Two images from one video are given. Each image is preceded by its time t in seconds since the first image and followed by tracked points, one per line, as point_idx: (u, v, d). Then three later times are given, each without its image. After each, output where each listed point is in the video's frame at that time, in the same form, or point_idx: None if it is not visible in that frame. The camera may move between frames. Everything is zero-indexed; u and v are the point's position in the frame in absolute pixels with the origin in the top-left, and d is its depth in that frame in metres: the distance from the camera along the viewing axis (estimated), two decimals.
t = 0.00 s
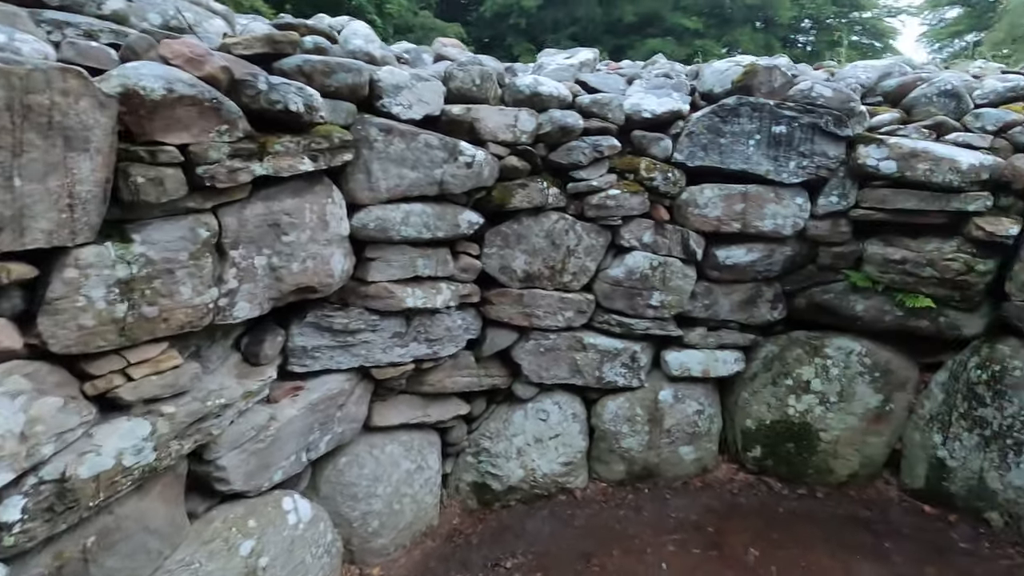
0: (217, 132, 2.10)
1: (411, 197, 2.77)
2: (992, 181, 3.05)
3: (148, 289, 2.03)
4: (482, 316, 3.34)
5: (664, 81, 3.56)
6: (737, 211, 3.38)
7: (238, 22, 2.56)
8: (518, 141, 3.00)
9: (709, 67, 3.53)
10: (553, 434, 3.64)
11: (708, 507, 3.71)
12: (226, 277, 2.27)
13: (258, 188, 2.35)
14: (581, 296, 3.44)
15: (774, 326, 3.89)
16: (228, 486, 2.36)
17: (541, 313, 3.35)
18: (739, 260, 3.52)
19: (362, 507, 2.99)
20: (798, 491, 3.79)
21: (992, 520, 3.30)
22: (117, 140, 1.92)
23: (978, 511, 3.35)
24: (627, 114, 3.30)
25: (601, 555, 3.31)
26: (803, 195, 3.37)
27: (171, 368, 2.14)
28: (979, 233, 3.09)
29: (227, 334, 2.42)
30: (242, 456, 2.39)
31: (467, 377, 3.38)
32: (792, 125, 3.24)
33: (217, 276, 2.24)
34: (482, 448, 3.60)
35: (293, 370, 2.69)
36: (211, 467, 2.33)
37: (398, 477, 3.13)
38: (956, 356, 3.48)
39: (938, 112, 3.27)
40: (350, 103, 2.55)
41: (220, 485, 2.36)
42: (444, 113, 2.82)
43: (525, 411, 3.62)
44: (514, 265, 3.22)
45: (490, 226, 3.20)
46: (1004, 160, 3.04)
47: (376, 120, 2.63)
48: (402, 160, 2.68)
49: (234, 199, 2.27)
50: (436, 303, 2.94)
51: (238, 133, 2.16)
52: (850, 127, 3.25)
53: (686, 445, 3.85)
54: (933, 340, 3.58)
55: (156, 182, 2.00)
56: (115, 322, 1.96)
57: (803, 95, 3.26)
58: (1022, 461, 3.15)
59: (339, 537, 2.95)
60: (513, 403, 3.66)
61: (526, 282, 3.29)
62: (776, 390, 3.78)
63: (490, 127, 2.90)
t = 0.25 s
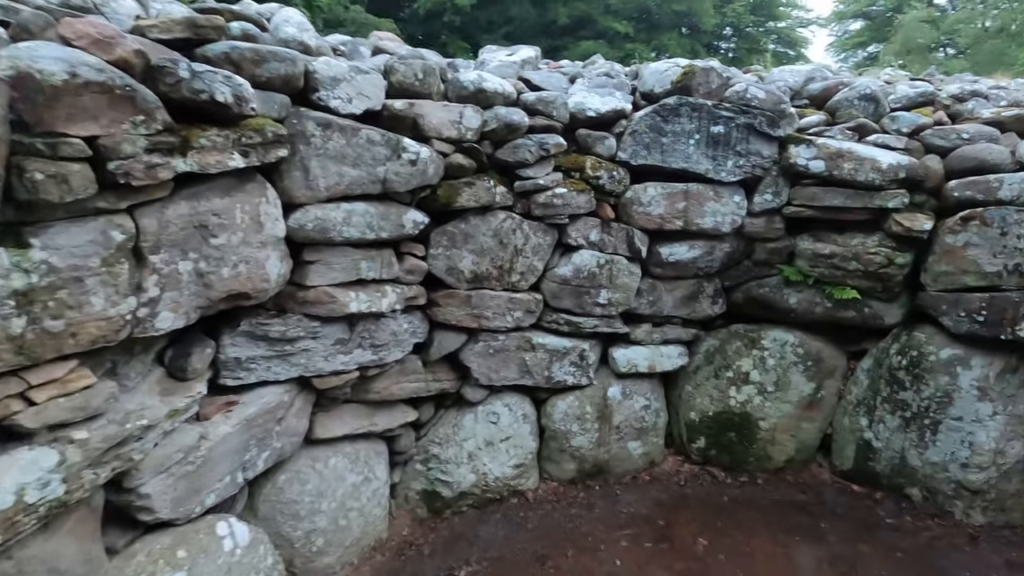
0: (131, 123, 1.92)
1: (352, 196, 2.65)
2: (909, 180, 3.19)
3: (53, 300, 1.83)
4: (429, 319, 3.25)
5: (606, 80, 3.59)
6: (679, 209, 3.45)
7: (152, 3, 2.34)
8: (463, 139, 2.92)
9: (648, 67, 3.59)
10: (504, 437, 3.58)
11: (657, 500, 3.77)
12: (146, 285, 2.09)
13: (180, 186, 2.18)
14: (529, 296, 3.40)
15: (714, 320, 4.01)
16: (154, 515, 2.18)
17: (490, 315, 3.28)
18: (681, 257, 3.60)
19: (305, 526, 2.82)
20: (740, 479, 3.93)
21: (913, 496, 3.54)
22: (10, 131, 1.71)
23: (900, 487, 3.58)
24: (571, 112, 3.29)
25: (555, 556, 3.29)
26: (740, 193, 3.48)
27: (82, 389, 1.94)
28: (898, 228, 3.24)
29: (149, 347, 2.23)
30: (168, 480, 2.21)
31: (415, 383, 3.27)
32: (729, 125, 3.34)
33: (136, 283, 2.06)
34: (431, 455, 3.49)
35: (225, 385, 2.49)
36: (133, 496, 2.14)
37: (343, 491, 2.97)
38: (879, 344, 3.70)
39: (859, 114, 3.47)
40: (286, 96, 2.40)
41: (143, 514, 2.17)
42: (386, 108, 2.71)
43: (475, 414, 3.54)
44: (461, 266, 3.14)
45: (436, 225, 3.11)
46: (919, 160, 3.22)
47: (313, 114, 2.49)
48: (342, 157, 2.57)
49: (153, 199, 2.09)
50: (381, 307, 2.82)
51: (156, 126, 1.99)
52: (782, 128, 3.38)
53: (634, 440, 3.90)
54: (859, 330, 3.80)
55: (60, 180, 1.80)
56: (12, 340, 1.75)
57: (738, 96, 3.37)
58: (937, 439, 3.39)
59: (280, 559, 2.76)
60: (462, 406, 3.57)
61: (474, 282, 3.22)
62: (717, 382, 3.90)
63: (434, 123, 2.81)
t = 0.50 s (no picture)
0: (49, 111, 1.74)
1: (305, 194, 2.52)
2: (858, 179, 3.29)
3: None
4: (389, 324, 3.11)
5: (567, 78, 3.54)
6: (641, 208, 3.44)
7: None
8: (423, 136, 2.82)
9: (607, 66, 3.57)
10: (469, 444, 3.47)
11: (624, 500, 3.74)
12: (72, 296, 1.88)
13: (108, 184, 1.99)
14: (493, 298, 3.31)
15: (675, 318, 4.04)
16: (86, 551, 1.97)
17: (453, 318, 3.16)
18: (644, 256, 3.59)
19: (258, 549, 2.63)
20: (703, 475, 3.96)
21: (866, 484, 3.66)
22: None
23: (855, 477, 3.70)
24: (533, 110, 3.23)
25: (525, 564, 3.19)
26: (700, 193, 3.51)
27: None
28: (849, 226, 3.34)
29: (77, 362, 2.03)
30: (102, 511, 2.00)
31: (375, 392, 3.12)
32: (688, 125, 3.36)
33: (60, 292, 1.85)
34: (393, 466, 3.34)
35: (166, 403, 2.32)
36: (60, 531, 1.91)
37: (300, 510, 2.78)
38: (832, 338, 3.81)
39: (811, 115, 3.56)
40: (231, 86, 2.26)
41: (72, 551, 1.95)
42: (340, 102, 2.59)
43: (438, 422, 3.41)
44: (422, 268, 3.03)
45: (395, 226, 2.99)
46: (867, 159, 3.32)
47: (261, 107, 2.35)
48: (294, 153, 2.44)
49: (77, 198, 1.89)
50: (339, 313, 2.68)
51: (80, 115, 1.80)
52: (739, 127, 3.42)
53: (599, 441, 3.87)
54: (813, 325, 3.90)
55: None
56: None
57: (697, 96, 3.39)
58: (888, 428, 3.51)
59: None
60: (425, 414, 3.44)
61: (436, 285, 3.10)
62: (680, 379, 3.93)
63: (392, 119, 2.70)
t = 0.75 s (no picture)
0: None
1: (252, 195, 2.36)
2: (815, 178, 3.35)
3: None
4: (346, 333, 2.93)
5: (528, 76, 3.48)
6: (606, 208, 3.39)
7: None
8: (381, 132, 2.69)
9: (569, 64, 3.50)
10: (434, 455, 3.32)
11: (593, 506, 3.67)
12: None
13: (19, 181, 1.77)
14: (456, 302, 3.17)
15: (640, 319, 4.02)
16: None
17: (415, 325, 3.01)
18: (609, 257, 3.54)
19: None
20: (670, 475, 3.95)
21: (827, 477, 3.73)
22: None
23: (815, 470, 3.77)
24: (495, 107, 3.12)
25: None
26: (663, 192, 3.49)
27: None
28: (808, 224, 3.39)
29: None
30: (19, 559, 1.72)
31: (334, 406, 2.93)
32: (651, 124, 3.33)
33: None
34: (354, 483, 3.15)
35: (94, 431, 2.09)
36: None
37: (253, 538, 2.56)
38: (792, 335, 3.86)
39: (768, 115, 3.61)
40: (166, 76, 2.11)
41: None
42: (290, 95, 2.44)
43: (401, 434, 3.25)
44: (382, 273, 2.87)
45: (352, 229, 2.83)
46: (823, 159, 3.39)
47: (201, 98, 2.19)
48: (240, 150, 2.28)
49: None
50: (292, 323, 2.51)
51: None
52: (701, 127, 3.42)
53: (567, 446, 3.79)
54: (773, 323, 3.94)
55: None
56: None
57: (659, 96, 3.36)
58: (846, 422, 3.59)
59: None
60: (387, 426, 3.26)
61: (397, 291, 2.94)
62: (646, 381, 3.91)
63: (348, 114, 2.56)
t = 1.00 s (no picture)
0: None
1: (190, 203, 2.19)
2: (768, 181, 3.41)
3: None
4: (297, 348, 2.76)
5: (484, 77, 3.40)
6: (567, 212, 3.33)
7: None
8: (331, 134, 2.53)
9: (526, 65, 3.43)
10: (394, 472, 3.17)
11: (559, 514, 3.60)
12: None
13: None
14: (415, 312, 3.03)
15: (601, 323, 3.99)
16: None
17: (372, 337, 2.86)
18: (570, 262, 3.49)
19: None
20: (633, 479, 3.94)
21: (784, 473, 3.82)
22: None
23: (773, 467, 3.85)
24: (451, 109, 3.01)
25: None
26: (623, 196, 3.46)
27: None
28: (763, 226, 3.44)
29: None
30: None
31: (285, 426, 2.74)
32: (610, 127, 3.30)
33: None
34: (309, 506, 2.96)
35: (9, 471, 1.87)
36: None
37: None
38: (748, 335, 3.93)
39: (722, 119, 3.65)
40: (85, 70, 1.93)
41: None
42: (230, 93, 2.28)
43: (359, 452, 3.08)
44: (335, 283, 2.71)
45: (302, 237, 2.66)
46: (775, 163, 3.45)
47: (129, 96, 2.02)
48: (174, 153, 2.11)
49: None
50: (238, 341, 2.35)
51: None
52: (659, 130, 3.41)
53: (531, 455, 3.72)
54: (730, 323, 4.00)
55: None
56: None
57: (617, 98, 3.35)
58: (802, 418, 3.68)
59: None
60: (343, 444, 3.09)
61: (351, 301, 2.79)
62: (608, 385, 3.89)
63: (295, 115, 2.41)
